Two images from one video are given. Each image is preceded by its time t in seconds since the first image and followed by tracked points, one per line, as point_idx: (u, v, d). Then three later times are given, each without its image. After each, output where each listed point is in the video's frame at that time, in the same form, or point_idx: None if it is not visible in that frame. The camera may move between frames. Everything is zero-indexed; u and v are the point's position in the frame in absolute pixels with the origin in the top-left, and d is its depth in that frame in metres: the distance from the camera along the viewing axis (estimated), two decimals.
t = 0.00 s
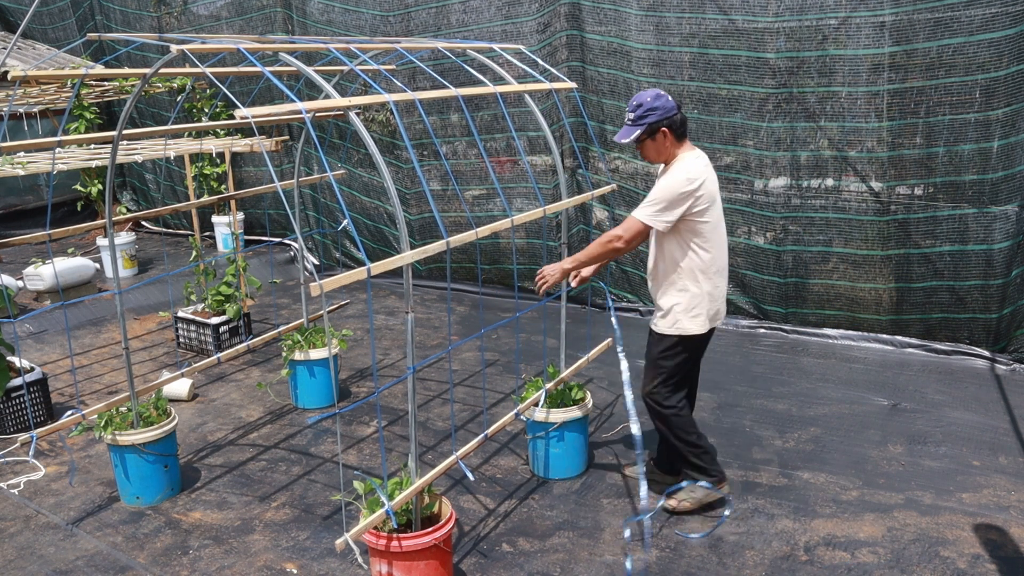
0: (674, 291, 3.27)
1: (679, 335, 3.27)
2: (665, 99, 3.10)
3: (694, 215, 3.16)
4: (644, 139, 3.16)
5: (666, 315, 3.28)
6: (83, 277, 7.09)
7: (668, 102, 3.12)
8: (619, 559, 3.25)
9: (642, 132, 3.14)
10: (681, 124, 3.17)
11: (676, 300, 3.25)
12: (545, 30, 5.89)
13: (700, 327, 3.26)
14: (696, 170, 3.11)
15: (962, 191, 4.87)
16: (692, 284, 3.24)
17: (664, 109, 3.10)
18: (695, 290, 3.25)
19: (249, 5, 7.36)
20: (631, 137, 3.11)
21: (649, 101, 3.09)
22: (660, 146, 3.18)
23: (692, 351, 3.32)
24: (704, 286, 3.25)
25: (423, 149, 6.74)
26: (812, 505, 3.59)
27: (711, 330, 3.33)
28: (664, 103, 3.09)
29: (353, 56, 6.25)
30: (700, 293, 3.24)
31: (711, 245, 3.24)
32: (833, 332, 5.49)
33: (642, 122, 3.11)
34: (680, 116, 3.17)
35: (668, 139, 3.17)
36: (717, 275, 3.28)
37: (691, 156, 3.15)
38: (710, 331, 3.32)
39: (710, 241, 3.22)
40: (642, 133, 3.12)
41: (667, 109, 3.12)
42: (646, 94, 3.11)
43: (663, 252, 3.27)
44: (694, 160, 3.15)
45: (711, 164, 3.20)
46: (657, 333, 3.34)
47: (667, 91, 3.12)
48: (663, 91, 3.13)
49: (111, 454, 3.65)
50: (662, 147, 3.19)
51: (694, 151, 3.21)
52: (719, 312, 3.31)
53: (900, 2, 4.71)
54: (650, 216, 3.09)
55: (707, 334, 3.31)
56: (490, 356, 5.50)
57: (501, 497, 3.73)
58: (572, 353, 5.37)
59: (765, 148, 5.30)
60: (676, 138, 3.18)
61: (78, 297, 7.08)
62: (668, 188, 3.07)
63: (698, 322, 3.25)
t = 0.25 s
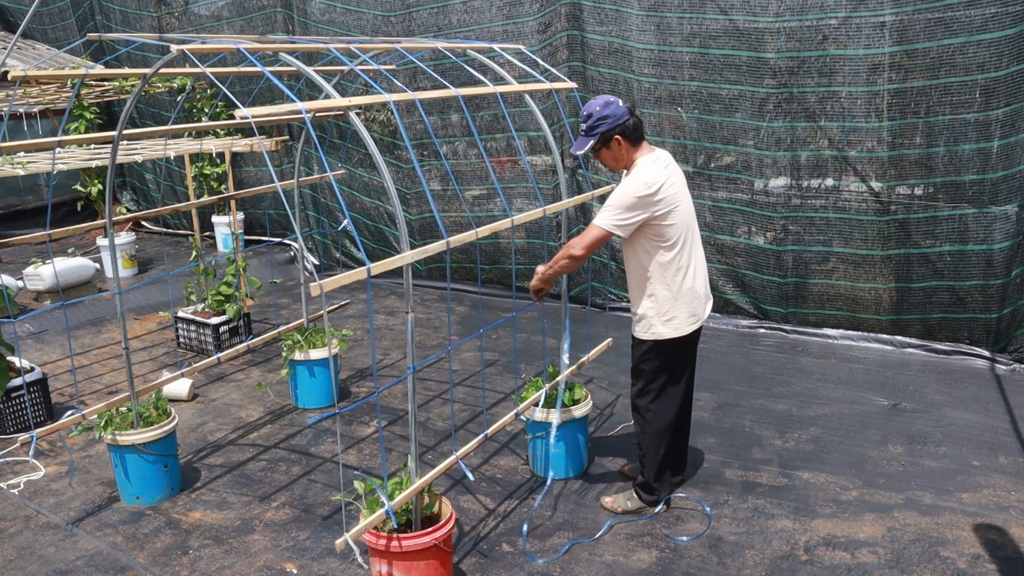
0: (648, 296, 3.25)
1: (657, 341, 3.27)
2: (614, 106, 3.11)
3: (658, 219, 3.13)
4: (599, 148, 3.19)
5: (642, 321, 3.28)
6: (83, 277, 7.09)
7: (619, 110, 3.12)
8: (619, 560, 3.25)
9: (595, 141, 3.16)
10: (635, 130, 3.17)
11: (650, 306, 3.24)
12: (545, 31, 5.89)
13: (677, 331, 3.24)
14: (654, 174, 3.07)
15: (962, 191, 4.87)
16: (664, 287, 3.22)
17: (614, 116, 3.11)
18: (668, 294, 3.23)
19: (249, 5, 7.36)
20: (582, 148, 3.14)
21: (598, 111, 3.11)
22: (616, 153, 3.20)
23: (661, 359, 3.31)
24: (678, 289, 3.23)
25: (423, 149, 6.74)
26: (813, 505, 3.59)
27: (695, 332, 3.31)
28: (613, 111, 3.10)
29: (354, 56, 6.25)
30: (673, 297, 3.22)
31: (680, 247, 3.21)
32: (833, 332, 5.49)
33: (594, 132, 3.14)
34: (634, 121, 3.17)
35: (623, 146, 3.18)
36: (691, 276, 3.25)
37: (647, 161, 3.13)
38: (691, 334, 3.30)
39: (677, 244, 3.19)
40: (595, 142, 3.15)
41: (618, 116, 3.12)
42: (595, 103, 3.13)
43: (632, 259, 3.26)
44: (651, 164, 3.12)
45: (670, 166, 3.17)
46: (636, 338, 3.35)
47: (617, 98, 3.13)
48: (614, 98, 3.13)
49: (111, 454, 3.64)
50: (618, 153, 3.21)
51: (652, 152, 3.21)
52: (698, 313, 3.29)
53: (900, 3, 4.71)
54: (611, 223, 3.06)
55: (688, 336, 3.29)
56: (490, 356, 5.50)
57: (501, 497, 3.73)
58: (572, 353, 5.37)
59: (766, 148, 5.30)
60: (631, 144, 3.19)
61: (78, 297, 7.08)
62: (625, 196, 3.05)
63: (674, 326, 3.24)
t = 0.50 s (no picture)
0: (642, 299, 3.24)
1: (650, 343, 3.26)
2: (602, 108, 3.09)
3: (653, 221, 3.12)
4: (590, 151, 3.17)
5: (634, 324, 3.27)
6: (83, 277, 7.09)
7: (607, 111, 3.10)
8: (619, 560, 3.24)
9: (586, 145, 3.14)
10: (624, 129, 3.16)
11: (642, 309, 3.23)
12: (545, 31, 5.89)
13: (669, 334, 3.24)
14: (648, 174, 3.07)
15: (962, 190, 4.87)
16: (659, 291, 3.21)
17: (603, 118, 3.09)
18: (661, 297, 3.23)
19: (249, 5, 7.36)
20: (575, 154, 3.11)
21: (586, 115, 3.08)
22: (608, 154, 3.19)
23: (655, 358, 3.29)
24: (671, 291, 3.22)
25: (423, 149, 6.75)
26: (813, 505, 3.59)
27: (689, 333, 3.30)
28: (601, 114, 3.08)
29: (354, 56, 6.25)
30: (665, 299, 3.21)
31: (673, 248, 3.21)
32: (833, 332, 5.49)
33: (584, 136, 3.10)
34: (621, 120, 3.16)
35: (615, 147, 3.17)
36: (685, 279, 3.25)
37: (641, 162, 3.12)
38: (684, 336, 3.29)
39: (671, 245, 3.19)
40: (587, 146, 3.13)
41: (606, 118, 3.10)
42: (582, 107, 3.10)
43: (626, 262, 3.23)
44: (647, 164, 3.11)
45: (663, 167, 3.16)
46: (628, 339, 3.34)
47: (603, 100, 3.10)
48: (600, 100, 3.11)
49: (110, 454, 3.64)
50: (609, 155, 3.20)
51: (644, 151, 3.19)
52: (692, 314, 3.28)
53: (900, 2, 4.71)
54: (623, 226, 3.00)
55: (680, 338, 3.28)
56: (490, 356, 5.50)
57: (501, 497, 3.73)
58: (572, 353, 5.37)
59: (766, 148, 5.30)
60: (622, 144, 3.18)
61: (78, 297, 7.08)
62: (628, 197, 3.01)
63: (666, 329, 3.23)
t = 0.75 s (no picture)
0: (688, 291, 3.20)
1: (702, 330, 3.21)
2: (657, 105, 3.04)
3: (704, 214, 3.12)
4: (644, 149, 3.07)
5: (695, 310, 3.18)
6: (83, 277, 7.09)
7: (661, 108, 3.06)
8: (619, 559, 3.25)
9: (640, 142, 3.05)
10: (676, 128, 3.11)
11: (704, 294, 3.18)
12: (545, 31, 5.89)
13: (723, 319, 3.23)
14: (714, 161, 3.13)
15: (962, 190, 4.87)
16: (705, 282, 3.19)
17: (658, 114, 3.04)
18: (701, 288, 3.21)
19: (249, 5, 7.36)
20: (629, 149, 3.02)
21: (642, 110, 3.03)
22: (660, 153, 3.10)
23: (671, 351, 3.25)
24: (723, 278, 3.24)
25: (423, 149, 6.74)
26: (813, 505, 3.59)
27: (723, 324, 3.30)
28: (657, 110, 3.03)
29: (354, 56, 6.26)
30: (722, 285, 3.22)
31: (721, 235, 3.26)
32: (833, 332, 5.49)
33: (639, 132, 3.03)
34: (674, 120, 3.12)
35: (668, 145, 3.09)
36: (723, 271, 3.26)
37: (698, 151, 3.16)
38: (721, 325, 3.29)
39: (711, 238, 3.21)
40: (642, 143, 3.04)
41: (661, 115, 3.05)
42: (637, 104, 3.05)
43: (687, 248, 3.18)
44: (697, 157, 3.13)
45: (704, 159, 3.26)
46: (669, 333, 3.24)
47: (656, 98, 3.07)
48: (653, 99, 3.07)
49: (110, 454, 3.64)
50: (661, 154, 3.11)
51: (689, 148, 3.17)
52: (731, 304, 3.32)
53: (900, 2, 4.71)
54: (727, 208, 3.00)
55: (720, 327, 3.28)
56: (490, 356, 5.51)
57: (501, 497, 3.73)
58: (571, 353, 5.37)
59: (766, 148, 5.30)
60: (674, 143, 3.12)
61: (78, 297, 7.08)
62: (714, 180, 3.02)
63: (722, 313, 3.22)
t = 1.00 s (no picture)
0: (709, 282, 3.28)
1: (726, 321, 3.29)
2: (685, 103, 3.11)
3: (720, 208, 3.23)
4: (670, 144, 3.13)
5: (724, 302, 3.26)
6: (83, 277, 7.09)
7: (688, 106, 3.13)
8: (619, 559, 3.25)
9: (666, 137, 3.11)
10: (701, 126, 3.18)
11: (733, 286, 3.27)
12: (545, 31, 5.89)
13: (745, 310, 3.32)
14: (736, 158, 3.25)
15: (962, 191, 4.87)
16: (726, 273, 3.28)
17: (686, 112, 3.11)
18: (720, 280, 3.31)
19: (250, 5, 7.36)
20: (656, 143, 3.08)
21: (670, 106, 3.09)
22: (685, 148, 3.16)
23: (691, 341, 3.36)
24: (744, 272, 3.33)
25: (423, 149, 6.74)
26: (813, 505, 3.59)
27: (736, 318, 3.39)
28: (685, 107, 3.10)
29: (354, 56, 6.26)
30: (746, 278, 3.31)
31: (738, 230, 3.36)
32: (833, 332, 5.49)
33: (667, 127, 3.09)
34: (699, 119, 3.19)
35: (693, 142, 3.16)
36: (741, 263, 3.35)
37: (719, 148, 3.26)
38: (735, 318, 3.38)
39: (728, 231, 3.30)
40: (668, 138, 3.10)
41: (687, 112, 3.12)
42: (665, 99, 3.12)
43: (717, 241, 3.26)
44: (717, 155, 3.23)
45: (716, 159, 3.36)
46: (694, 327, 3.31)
47: (684, 96, 3.14)
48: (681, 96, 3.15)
49: (110, 454, 3.64)
50: (686, 150, 3.18)
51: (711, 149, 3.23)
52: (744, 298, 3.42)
53: (900, 2, 4.71)
54: (765, 198, 3.11)
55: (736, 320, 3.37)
56: (490, 356, 5.50)
57: (501, 497, 3.73)
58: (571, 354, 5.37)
59: (766, 148, 5.30)
60: (698, 141, 3.19)
61: (77, 297, 7.08)
62: (748, 173, 3.13)
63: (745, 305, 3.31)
